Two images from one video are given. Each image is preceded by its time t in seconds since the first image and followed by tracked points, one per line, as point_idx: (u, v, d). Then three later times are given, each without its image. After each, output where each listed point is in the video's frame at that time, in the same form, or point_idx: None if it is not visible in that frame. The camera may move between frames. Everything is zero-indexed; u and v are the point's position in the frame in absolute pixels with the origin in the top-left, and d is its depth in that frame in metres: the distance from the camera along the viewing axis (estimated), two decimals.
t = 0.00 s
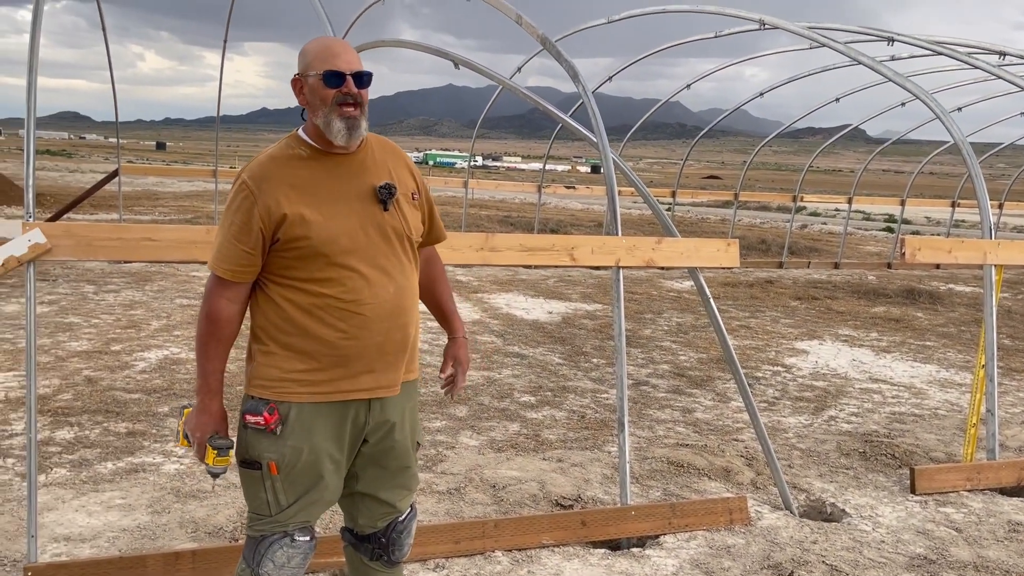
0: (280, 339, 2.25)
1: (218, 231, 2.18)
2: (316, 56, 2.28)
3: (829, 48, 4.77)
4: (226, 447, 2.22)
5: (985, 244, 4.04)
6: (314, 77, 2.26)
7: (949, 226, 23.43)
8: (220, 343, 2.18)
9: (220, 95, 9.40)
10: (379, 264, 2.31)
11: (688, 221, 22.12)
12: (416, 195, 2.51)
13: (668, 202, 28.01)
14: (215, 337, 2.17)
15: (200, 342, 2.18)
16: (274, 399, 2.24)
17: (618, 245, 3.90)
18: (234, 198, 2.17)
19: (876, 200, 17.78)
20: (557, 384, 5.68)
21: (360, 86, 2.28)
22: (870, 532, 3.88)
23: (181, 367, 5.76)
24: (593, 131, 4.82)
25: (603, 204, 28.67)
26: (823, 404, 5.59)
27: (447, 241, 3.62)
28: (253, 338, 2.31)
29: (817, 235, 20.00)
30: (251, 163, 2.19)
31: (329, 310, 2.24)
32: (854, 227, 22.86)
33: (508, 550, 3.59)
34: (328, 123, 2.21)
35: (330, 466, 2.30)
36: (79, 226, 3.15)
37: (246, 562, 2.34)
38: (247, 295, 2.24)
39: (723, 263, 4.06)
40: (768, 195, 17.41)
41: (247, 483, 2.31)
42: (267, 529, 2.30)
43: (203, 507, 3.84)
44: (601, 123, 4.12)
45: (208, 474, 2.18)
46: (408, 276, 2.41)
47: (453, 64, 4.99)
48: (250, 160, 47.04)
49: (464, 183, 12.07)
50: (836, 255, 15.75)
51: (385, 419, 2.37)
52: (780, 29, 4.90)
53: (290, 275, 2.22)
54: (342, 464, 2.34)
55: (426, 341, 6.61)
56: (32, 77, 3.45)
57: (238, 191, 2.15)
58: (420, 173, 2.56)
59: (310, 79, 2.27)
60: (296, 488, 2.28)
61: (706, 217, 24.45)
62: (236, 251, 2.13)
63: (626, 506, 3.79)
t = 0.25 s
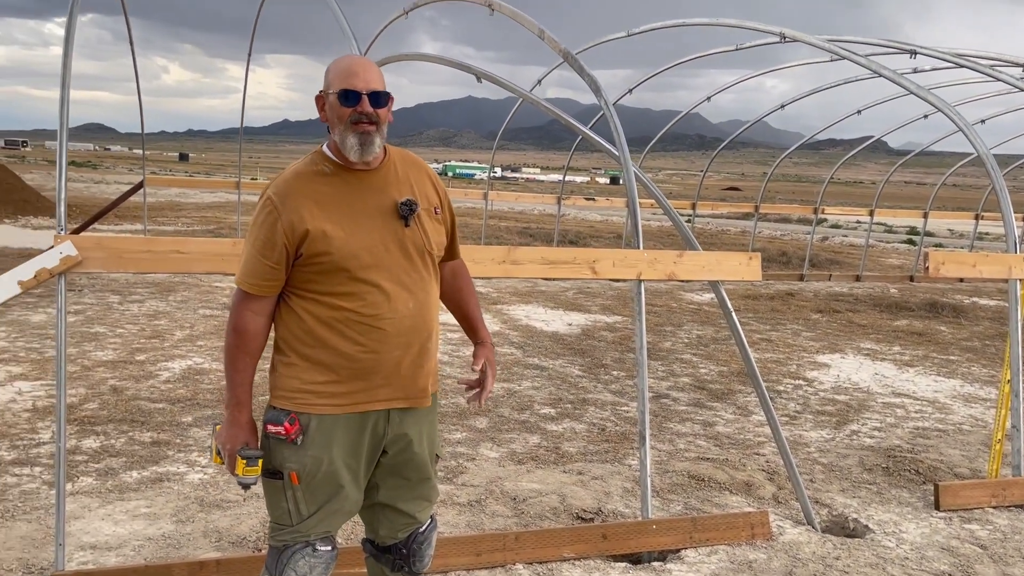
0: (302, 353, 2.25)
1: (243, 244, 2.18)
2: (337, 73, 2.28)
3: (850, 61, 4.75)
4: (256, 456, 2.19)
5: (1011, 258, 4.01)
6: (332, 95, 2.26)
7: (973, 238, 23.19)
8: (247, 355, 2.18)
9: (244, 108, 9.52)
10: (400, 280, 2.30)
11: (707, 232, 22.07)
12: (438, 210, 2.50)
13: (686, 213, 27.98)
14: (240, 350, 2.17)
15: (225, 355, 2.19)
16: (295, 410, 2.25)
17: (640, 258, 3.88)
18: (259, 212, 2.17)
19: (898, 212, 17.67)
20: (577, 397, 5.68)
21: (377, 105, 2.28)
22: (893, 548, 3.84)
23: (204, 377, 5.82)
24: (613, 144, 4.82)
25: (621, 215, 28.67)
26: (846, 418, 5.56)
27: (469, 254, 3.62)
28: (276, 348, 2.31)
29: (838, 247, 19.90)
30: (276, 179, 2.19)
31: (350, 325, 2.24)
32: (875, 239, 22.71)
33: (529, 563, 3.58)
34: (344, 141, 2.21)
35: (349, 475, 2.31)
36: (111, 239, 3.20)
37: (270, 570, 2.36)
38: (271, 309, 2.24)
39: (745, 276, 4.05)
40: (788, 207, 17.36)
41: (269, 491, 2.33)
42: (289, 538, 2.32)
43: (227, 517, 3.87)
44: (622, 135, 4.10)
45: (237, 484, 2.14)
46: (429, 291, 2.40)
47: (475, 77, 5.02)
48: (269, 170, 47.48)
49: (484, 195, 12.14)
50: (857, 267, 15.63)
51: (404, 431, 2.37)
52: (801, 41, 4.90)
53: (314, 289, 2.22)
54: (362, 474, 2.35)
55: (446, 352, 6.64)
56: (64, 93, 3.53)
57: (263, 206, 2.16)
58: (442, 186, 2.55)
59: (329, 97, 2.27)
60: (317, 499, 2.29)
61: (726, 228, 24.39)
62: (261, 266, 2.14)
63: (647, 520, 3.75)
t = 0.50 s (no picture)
0: (324, 361, 2.24)
1: (266, 252, 2.17)
2: (362, 82, 2.29)
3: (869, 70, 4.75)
4: (279, 458, 2.17)
5: None
6: (360, 104, 2.27)
7: (991, 247, 23.05)
8: (268, 363, 2.18)
9: (263, 116, 9.60)
10: (422, 288, 2.30)
11: (722, 241, 22.04)
12: (456, 219, 2.51)
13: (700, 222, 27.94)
14: (263, 358, 2.16)
15: (247, 362, 2.18)
16: (317, 417, 2.24)
17: (658, 267, 3.88)
18: (283, 219, 2.17)
19: (915, 221, 17.59)
20: (593, 405, 5.68)
21: (404, 114, 2.29)
22: (914, 559, 3.81)
23: (223, 383, 5.85)
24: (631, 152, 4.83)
25: (636, 224, 28.68)
26: (864, 428, 5.53)
27: (487, 261, 3.63)
28: (297, 356, 2.30)
29: (854, 256, 19.82)
30: (300, 187, 2.19)
31: (373, 333, 2.23)
32: (892, 248, 22.60)
33: (547, 571, 3.53)
34: (374, 150, 2.22)
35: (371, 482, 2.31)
36: (132, 246, 3.20)
37: None
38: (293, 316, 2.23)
39: (763, 285, 4.05)
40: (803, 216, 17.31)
41: (289, 499, 2.32)
42: (311, 545, 2.30)
43: (246, 523, 3.88)
44: (640, 143, 4.11)
45: (261, 487, 2.11)
46: (449, 300, 2.41)
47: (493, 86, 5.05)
48: (284, 177, 47.81)
49: (499, 204, 12.19)
50: (874, 276, 15.56)
51: (425, 438, 2.37)
52: (819, 50, 4.90)
53: (336, 296, 2.22)
54: (383, 481, 2.35)
55: (462, 360, 6.65)
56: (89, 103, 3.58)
57: (288, 213, 2.15)
58: (460, 196, 2.56)
59: (356, 107, 2.28)
60: (339, 506, 2.29)
61: (741, 237, 24.34)
62: (285, 273, 2.13)
63: (664, 528, 3.72)
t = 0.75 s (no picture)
0: (344, 368, 2.24)
1: (285, 259, 2.16)
2: (387, 88, 2.31)
3: (888, 78, 4.73)
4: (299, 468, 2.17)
5: None
6: (388, 108, 2.28)
7: (1012, 256, 22.81)
8: (286, 371, 2.17)
9: (280, 125, 9.67)
10: (442, 294, 2.31)
11: (738, 250, 21.95)
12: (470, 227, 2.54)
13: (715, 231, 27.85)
14: (282, 365, 2.15)
15: (266, 370, 2.16)
16: (338, 427, 2.23)
17: (675, 275, 3.87)
18: (304, 225, 2.15)
19: (934, 230, 17.46)
20: (609, 414, 5.66)
21: (430, 119, 2.33)
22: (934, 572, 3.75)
23: (239, 390, 5.88)
24: (647, 160, 4.82)
25: (651, 232, 28.63)
26: (883, 439, 5.47)
27: (504, 269, 3.62)
28: (313, 365, 2.29)
29: (872, 265, 19.68)
30: (322, 193, 2.18)
31: (395, 339, 2.23)
32: (910, 257, 22.42)
33: None
34: (403, 153, 2.23)
35: (391, 492, 2.31)
36: (151, 252, 3.16)
37: None
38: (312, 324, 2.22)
39: (782, 294, 4.03)
40: (820, 225, 17.23)
41: (307, 508, 2.30)
42: (329, 555, 2.29)
43: (262, 529, 3.89)
44: (657, 152, 4.10)
45: (281, 497, 2.11)
46: (466, 306, 2.42)
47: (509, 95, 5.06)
48: (302, 187, 48.16)
49: (514, 212, 12.21)
50: (892, 286, 15.44)
51: (443, 446, 2.38)
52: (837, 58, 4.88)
53: (358, 303, 2.21)
54: (401, 490, 2.35)
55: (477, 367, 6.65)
56: (110, 112, 3.63)
57: (310, 219, 2.14)
58: (472, 204, 2.59)
59: (383, 111, 2.28)
60: (358, 515, 2.28)
61: (758, 245, 24.24)
62: (308, 279, 2.12)
63: (680, 538, 3.60)
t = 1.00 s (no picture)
0: (362, 374, 2.23)
1: (303, 265, 2.13)
2: (406, 92, 2.31)
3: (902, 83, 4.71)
4: (325, 474, 2.15)
5: None
6: (408, 112, 2.29)
7: None
8: (305, 377, 2.14)
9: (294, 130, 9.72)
10: (459, 298, 2.33)
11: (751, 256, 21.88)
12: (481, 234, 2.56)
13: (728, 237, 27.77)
14: (302, 371, 2.12)
15: (283, 377, 2.13)
16: (357, 434, 2.23)
17: (688, 281, 3.86)
18: (323, 230, 2.13)
19: (950, 237, 17.33)
20: (622, 420, 5.65)
21: (450, 124, 2.35)
22: None
23: (252, 395, 5.90)
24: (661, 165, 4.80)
25: (664, 238, 28.57)
26: (898, 447, 5.43)
27: (516, 275, 3.63)
28: (328, 373, 2.27)
29: (887, 271, 19.56)
30: (340, 198, 2.18)
31: (414, 344, 2.24)
32: (926, 263, 22.25)
33: None
34: (425, 159, 2.25)
35: (408, 499, 2.31)
36: (166, 257, 3.15)
37: None
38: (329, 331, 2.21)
39: (796, 300, 4.01)
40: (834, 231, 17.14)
41: (322, 515, 2.29)
42: (345, 561, 2.28)
43: (274, 533, 3.90)
44: (670, 157, 4.10)
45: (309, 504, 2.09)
46: (480, 311, 2.44)
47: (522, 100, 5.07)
48: (315, 192, 48.44)
49: (526, 217, 12.22)
50: (907, 292, 15.34)
51: (458, 450, 2.39)
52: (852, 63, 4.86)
53: (376, 308, 2.20)
54: (417, 496, 2.35)
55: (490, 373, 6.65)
56: (127, 118, 3.66)
57: (330, 224, 2.13)
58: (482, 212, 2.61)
59: (403, 115, 2.29)
60: (374, 521, 2.28)
61: (771, 252, 24.15)
62: (329, 284, 2.11)
63: (693, 547, 3.54)
